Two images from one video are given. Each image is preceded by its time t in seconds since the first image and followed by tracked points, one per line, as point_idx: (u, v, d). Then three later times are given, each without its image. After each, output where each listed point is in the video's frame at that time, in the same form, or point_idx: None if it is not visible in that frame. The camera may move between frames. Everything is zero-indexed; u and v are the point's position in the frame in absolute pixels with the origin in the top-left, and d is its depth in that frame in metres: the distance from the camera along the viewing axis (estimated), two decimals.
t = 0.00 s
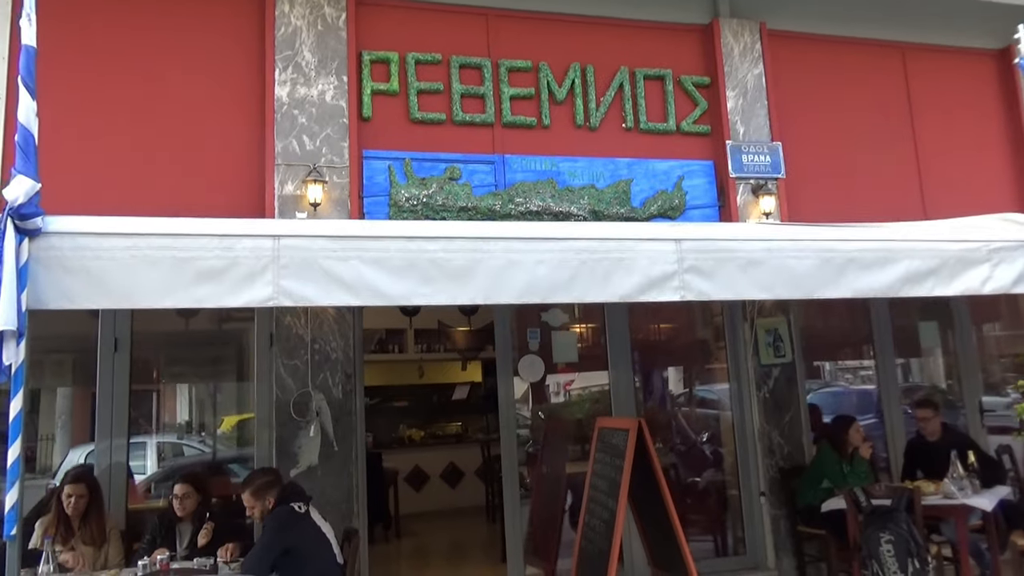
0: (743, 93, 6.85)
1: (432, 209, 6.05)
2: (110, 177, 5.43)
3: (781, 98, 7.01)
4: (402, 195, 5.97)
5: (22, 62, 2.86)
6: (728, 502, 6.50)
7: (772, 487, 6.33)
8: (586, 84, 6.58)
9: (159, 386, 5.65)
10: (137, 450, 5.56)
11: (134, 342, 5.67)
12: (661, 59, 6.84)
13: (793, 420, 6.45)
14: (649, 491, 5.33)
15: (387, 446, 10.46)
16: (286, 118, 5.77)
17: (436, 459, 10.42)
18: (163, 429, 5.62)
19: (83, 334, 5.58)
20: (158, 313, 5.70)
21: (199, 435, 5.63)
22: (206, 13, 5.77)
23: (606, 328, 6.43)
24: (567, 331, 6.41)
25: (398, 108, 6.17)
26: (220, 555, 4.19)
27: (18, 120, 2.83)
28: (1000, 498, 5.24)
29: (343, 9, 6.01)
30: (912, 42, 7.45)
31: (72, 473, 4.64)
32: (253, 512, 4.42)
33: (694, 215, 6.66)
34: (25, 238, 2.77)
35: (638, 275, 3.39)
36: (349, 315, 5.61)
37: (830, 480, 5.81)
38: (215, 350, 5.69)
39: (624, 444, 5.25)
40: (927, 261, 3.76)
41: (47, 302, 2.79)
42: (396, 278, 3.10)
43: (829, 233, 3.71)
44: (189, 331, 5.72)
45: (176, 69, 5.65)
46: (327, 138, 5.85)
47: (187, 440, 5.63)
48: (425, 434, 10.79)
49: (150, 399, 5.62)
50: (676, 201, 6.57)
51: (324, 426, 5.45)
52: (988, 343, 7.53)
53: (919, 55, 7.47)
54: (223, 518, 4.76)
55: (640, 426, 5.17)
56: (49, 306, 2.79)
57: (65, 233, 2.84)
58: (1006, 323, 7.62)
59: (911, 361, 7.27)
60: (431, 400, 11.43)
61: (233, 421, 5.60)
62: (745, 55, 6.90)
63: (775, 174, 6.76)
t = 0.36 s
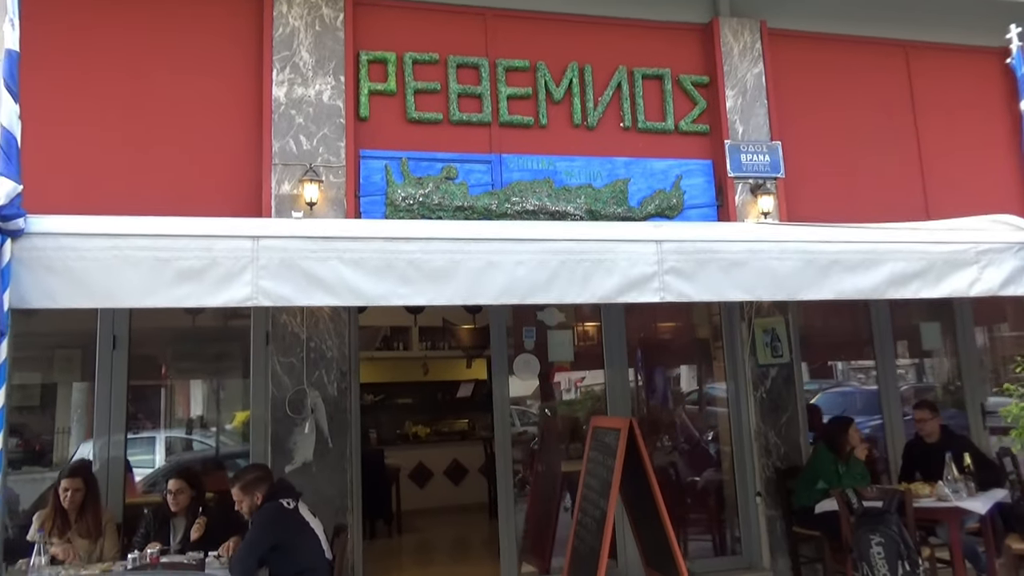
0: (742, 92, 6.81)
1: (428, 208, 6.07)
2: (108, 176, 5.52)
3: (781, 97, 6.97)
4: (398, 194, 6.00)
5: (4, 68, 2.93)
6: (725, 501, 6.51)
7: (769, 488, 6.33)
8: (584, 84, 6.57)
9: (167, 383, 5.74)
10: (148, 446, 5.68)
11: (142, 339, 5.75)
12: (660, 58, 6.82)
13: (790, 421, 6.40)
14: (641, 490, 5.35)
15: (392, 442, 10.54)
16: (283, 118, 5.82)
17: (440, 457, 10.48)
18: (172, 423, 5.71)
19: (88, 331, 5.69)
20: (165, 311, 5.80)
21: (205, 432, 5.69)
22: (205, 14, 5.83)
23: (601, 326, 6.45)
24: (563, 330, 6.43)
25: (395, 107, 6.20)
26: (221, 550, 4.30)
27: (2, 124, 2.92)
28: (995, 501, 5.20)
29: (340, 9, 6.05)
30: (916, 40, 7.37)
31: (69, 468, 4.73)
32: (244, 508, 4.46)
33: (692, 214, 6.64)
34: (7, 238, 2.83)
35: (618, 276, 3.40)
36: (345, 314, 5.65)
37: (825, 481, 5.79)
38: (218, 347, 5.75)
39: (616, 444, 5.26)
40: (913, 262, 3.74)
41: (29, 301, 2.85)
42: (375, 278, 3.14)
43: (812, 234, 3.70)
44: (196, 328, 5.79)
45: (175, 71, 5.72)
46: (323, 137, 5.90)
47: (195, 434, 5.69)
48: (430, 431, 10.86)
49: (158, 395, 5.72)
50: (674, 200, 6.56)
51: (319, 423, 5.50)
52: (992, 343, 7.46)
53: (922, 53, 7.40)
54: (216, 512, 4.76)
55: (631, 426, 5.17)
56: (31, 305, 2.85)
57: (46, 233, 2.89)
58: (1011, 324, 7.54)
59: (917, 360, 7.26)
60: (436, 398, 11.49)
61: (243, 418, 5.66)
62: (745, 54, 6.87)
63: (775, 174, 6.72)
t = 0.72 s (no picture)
0: (747, 72, 6.74)
1: (428, 188, 6.07)
2: (111, 155, 5.56)
3: (786, 78, 6.88)
4: (398, 174, 6.00)
5: None
6: (725, 482, 6.55)
7: (767, 469, 6.34)
8: (586, 64, 6.53)
9: (176, 361, 5.82)
10: (159, 423, 5.77)
11: (156, 320, 5.85)
12: (663, 37, 6.76)
13: (790, 403, 6.39)
14: (637, 467, 5.40)
15: (397, 422, 10.64)
16: (284, 98, 5.82)
17: (445, 436, 10.56)
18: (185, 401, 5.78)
19: (95, 309, 5.77)
20: (174, 291, 5.87)
21: (215, 407, 5.77)
22: None
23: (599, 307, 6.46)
24: (562, 311, 6.45)
25: (395, 87, 6.19)
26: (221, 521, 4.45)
27: None
28: (993, 484, 5.19)
29: None
30: (926, 19, 7.25)
31: (72, 443, 4.82)
32: (238, 482, 4.50)
33: (694, 196, 6.61)
34: None
35: (606, 257, 3.41)
36: (344, 293, 5.68)
37: (822, 463, 5.78)
38: (223, 325, 5.81)
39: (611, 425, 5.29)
40: (907, 245, 3.71)
41: (20, 279, 2.93)
42: (363, 257, 3.17)
43: (802, 216, 3.69)
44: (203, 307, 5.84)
45: (176, 51, 5.74)
46: (324, 117, 5.90)
47: (203, 412, 5.79)
48: (436, 411, 10.95)
49: (167, 373, 5.81)
50: (676, 181, 6.52)
51: (318, 401, 5.56)
52: (996, 327, 7.41)
53: (932, 33, 7.28)
54: (214, 487, 4.85)
55: (626, 407, 5.19)
56: (22, 282, 2.93)
57: (37, 212, 2.95)
58: (1017, 308, 7.47)
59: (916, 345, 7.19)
60: (442, 378, 11.56)
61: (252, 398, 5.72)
62: (751, 34, 6.78)
63: (778, 155, 6.66)
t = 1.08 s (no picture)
0: (747, 49, 6.65)
1: (425, 169, 6.03)
2: (108, 137, 5.55)
3: (787, 55, 6.78)
4: (395, 155, 5.96)
5: None
6: (724, 463, 6.56)
7: (765, 449, 6.33)
8: (584, 42, 6.46)
9: (180, 343, 5.88)
10: (164, 404, 5.83)
11: (161, 303, 5.89)
12: (663, 14, 6.67)
13: (790, 383, 6.39)
14: (634, 446, 5.42)
15: (400, 403, 10.68)
16: (278, 79, 5.79)
17: (448, 417, 10.60)
18: (189, 383, 5.85)
19: (93, 292, 5.78)
20: (176, 274, 5.90)
21: (214, 390, 5.81)
22: None
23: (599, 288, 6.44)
24: (561, 292, 6.43)
25: (391, 67, 6.14)
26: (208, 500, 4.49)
27: None
28: (992, 464, 5.17)
29: None
30: None
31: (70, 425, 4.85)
32: (233, 461, 4.50)
33: (693, 175, 6.55)
34: None
35: (596, 237, 3.40)
36: (342, 274, 5.68)
37: (822, 443, 5.77)
38: (229, 308, 5.84)
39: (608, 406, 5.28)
40: (904, 223, 3.67)
41: (6, 261, 2.91)
42: (348, 239, 3.17)
43: (798, 194, 3.64)
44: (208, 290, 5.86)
45: (170, 31, 5.70)
46: (319, 98, 5.86)
47: (212, 394, 5.80)
48: (440, 392, 10.98)
49: (172, 355, 5.87)
50: (675, 160, 6.45)
51: (316, 382, 5.57)
52: (1000, 306, 7.35)
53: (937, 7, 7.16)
54: (214, 468, 4.91)
55: (622, 388, 5.18)
56: (8, 265, 2.91)
57: (21, 194, 2.94)
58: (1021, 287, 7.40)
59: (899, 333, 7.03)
60: (445, 360, 11.58)
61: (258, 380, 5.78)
62: (751, 10, 6.69)
63: (779, 133, 6.58)
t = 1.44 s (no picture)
0: (757, 30, 6.53)
1: (427, 151, 5.98)
2: (110, 119, 5.54)
3: (798, 36, 6.66)
4: (397, 137, 5.91)
5: None
6: (728, 449, 6.53)
7: (769, 436, 6.29)
8: (590, 22, 6.37)
9: (188, 325, 5.89)
10: (174, 384, 5.86)
11: (171, 285, 5.90)
12: None
13: (795, 368, 6.32)
14: (634, 431, 5.40)
15: (406, 385, 10.71)
16: (280, 59, 5.74)
17: (453, 400, 10.62)
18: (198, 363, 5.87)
19: (94, 274, 5.79)
20: (183, 255, 5.90)
21: (220, 370, 5.83)
22: None
23: (603, 272, 6.39)
24: (564, 276, 6.38)
25: (394, 47, 6.07)
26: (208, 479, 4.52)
27: None
28: (998, 454, 5.10)
29: None
30: None
31: (72, 406, 4.87)
32: (232, 445, 4.50)
33: (700, 158, 6.45)
34: None
35: (592, 223, 3.41)
36: (343, 258, 5.66)
37: (825, 431, 5.75)
38: (233, 290, 5.86)
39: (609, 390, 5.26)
40: (908, 210, 3.62)
41: None
42: (342, 222, 3.18)
43: (800, 180, 3.60)
44: (215, 271, 5.86)
45: (171, 12, 5.66)
46: (321, 79, 5.81)
47: (220, 373, 5.83)
48: (446, 374, 11.00)
49: (182, 335, 5.88)
50: (681, 143, 6.37)
51: (317, 365, 5.57)
52: (1010, 293, 7.25)
53: None
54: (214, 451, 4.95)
55: (623, 374, 5.15)
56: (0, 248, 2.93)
57: (12, 177, 2.96)
58: None
59: (922, 311, 7.06)
60: (452, 342, 11.59)
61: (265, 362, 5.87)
62: None
63: (788, 116, 6.47)
